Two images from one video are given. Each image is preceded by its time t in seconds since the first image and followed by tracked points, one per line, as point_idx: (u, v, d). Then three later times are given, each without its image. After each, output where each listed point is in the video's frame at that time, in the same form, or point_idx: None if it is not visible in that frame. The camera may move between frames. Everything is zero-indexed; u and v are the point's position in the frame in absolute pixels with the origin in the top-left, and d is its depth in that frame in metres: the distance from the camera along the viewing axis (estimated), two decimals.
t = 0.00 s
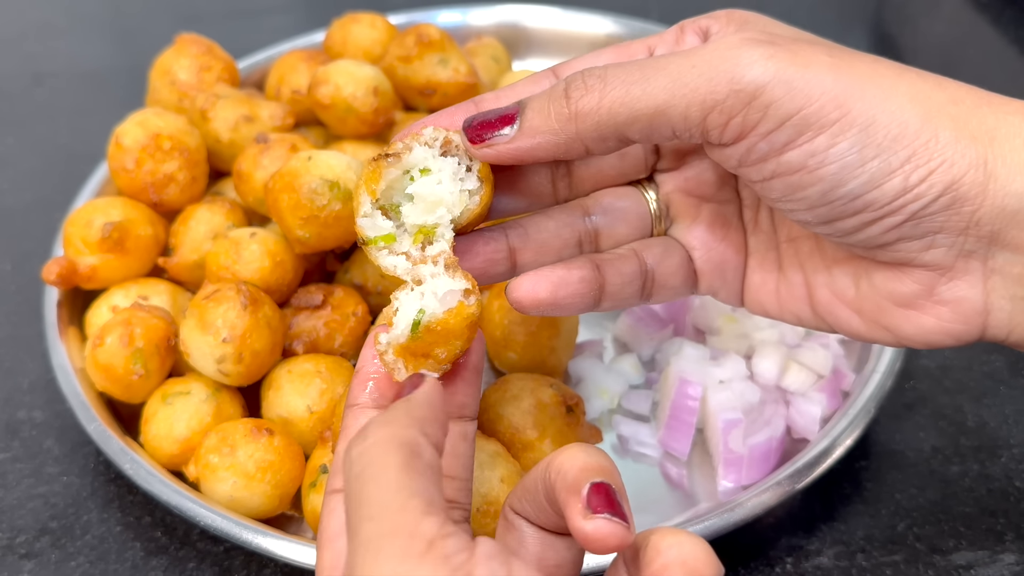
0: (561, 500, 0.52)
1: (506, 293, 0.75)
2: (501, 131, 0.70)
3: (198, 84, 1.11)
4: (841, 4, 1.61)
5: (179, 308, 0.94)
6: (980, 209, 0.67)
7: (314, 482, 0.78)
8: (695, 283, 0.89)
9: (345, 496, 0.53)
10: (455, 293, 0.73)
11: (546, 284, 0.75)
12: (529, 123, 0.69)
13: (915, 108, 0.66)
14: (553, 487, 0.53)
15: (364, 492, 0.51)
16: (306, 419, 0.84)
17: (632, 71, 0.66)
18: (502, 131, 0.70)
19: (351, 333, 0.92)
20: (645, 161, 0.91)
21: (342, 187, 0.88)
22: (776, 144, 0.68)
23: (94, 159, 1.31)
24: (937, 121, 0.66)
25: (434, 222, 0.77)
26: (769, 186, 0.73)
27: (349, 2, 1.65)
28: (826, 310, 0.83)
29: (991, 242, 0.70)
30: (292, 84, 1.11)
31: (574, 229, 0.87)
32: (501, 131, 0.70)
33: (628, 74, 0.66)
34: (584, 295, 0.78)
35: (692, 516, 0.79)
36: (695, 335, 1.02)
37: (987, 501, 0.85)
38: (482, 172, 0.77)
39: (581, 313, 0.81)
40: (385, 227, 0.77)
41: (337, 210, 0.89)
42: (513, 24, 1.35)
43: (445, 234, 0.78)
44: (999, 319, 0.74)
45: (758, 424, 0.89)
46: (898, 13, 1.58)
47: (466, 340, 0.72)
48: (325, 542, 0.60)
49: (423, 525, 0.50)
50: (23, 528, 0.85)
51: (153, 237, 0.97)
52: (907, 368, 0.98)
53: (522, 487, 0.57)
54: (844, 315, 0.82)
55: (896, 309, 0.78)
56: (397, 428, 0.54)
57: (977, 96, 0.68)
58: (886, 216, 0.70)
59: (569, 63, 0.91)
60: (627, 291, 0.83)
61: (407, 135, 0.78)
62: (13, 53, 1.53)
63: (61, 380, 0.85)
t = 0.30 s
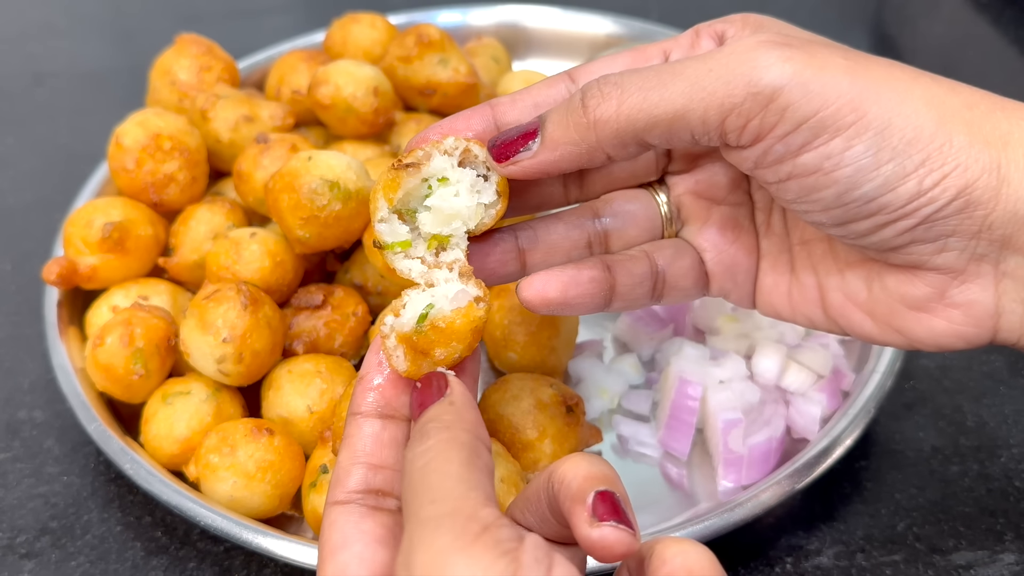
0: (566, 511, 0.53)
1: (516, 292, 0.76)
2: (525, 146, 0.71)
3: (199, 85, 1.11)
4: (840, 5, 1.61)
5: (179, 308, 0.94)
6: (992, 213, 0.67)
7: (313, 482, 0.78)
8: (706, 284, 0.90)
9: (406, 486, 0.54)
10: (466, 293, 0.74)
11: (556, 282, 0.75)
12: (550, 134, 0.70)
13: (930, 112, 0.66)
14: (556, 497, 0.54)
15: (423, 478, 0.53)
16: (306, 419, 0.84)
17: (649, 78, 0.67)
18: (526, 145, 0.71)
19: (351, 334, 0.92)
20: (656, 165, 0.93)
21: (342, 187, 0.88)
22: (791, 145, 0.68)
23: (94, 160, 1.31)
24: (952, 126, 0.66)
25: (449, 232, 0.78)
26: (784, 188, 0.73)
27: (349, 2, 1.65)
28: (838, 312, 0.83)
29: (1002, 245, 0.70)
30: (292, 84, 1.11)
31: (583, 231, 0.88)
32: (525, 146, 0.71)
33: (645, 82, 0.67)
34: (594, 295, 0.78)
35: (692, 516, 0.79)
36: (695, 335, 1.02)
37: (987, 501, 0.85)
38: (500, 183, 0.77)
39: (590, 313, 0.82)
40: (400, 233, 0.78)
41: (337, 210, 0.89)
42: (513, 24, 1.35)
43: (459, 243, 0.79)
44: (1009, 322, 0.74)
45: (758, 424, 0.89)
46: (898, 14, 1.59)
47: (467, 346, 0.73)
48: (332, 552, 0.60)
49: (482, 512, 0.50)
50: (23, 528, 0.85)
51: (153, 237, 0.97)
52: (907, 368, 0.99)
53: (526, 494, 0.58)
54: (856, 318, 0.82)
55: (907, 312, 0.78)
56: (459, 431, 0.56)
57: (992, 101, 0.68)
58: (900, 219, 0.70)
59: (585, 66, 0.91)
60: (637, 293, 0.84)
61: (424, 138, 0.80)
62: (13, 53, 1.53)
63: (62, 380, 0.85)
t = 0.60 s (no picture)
0: (578, 514, 0.53)
1: (520, 291, 0.77)
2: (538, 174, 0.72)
3: (199, 85, 1.11)
4: (840, 5, 1.61)
5: (179, 308, 0.94)
6: (1006, 219, 0.67)
7: (314, 482, 0.78)
8: (711, 288, 0.90)
9: (432, 484, 0.54)
10: (472, 288, 0.76)
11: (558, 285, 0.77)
12: (567, 161, 0.71)
13: (944, 120, 0.65)
14: (568, 499, 0.55)
15: (450, 476, 0.53)
16: (306, 418, 0.84)
17: (664, 100, 0.67)
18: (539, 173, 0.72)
19: (351, 333, 0.92)
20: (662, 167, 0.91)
21: (342, 188, 0.88)
22: (807, 157, 0.68)
23: (93, 160, 1.31)
24: (965, 134, 0.65)
25: (456, 250, 0.80)
26: (799, 197, 0.73)
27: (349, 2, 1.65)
28: (849, 317, 0.83)
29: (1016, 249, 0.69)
30: (292, 84, 1.11)
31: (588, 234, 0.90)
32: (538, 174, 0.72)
33: (658, 106, 0.67)
34: (598, 296, 0.80)
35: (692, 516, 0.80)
36: (695, 335, 1.02)
37: (987, 501, 0.85)
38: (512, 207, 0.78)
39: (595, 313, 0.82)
40: (412, 248, 0.78)
41: (337, 210, 0.89)
42: (513, 24, 1.35)
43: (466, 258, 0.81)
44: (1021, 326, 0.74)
45: (758, 424, 0.89)
46: (898, 14, 1.59)
47: (473, 340, 0.73)
48: (344, 553, 0.60)
49: (509, 512, 0.50)
50: (23, 528, 0.85)
51: (153, 237, 0.97)
52: (907, 368, 0.99)
53: (536, 498, 0.60)
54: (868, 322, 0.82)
55: (920, 317, 0.78)
56: (485, 430, 0.55)
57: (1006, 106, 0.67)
58: (912, 228, 0.70)
59: (597, 68, 0.90)
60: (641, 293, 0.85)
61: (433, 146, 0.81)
62: (14, 53, 1.53)
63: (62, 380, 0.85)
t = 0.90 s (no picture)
0: (595, 540, 0.53)
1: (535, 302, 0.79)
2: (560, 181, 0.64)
3: (199, 84, 1.11)
4: (840, 5, 1.61)
5: (179, 308, 0.94)
6: None
7: (314, 482, 0.78)
8: (727, 296, 0.90)
9: (449, 505, 0.54)
10: (485, 300, 0.74)
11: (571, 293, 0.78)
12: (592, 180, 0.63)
13: (978, 136, 0.62)
14: (584, 523, 0.55)
15: (467, 500, 0.52)
16: (306, 418, 0.84)
17: (693, 128, 0.61)
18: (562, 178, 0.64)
19: (351, 333, 0.92)
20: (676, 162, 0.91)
21: (342, 187, 0.88)
22: (840, 179, 0.64)
23: (93, 159, 1.31)
24: (1003, 147, 0.62)
25: (471, 251, 0.79)
26: (829, 219, 0.70)
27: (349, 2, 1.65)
28: (877, 329, 0.80)
29: None
30: (292, 84, 1.11)
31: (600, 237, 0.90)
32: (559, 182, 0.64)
33: (687, 135, 0.61)
34: (613, 305, 0.82)
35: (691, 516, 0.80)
36: (694, 335, 1.01)
37: (987, 501, 0.85)
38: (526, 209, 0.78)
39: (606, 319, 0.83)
40: (427, 248, 0.78)
41: (337, 210, 0.89)
42: (513, 24, 1.35)
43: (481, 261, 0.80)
44: None
45: (758, 424, 0.89)
46: (898, 14, 1.59)
47: (483, 355, 0.71)
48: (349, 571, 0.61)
49: (529, 536, 0.50)
50: (23, 528, 0.85)
51: (153, 237, 0.97)
52: (907, 368, 0.98)
53: (549, 518, 0.59)
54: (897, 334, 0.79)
55: (954, 328, 0.75)
56: (503, 452, 0.55)
57: None
58: (948, 244, 0.67)
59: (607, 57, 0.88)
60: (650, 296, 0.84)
61: (444, 131, 0.81)
62: (14, 53, 1.53)
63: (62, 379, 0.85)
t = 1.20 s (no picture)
0: (615, 539, 0.53)
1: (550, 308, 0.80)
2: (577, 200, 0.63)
3: (198, 85, 1.11)
4: (840, 5, 1.61)
5: (179, 308, 0.94)
6: None
7: (314, 482, 0.78)
8: (742, 299, 0.90)
9: (472, 499, 0.54)
10: (508, 295, 0.74)
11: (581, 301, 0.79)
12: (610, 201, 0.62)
13: (994, 150, 0.61)
14: (604, 521, 0.55)
15: (492, 494, 0.52)
16: (306, 419, 0.84)
17: (708, 148, 0.61)
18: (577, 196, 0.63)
19: (351, 333, 0.92)
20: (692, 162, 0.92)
21: (342, 187, 0.88)
22: (857, 197, 0.64)
23: (93, 159, 1.31)
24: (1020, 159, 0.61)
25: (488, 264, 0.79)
26: (846, 233, 0.70)
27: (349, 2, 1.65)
28: (894, 332, 0.80)
29: None
30: (292, 84, 1.11)
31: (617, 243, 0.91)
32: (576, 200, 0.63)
33: (705, 156, 0.60)
34: (627, 310, 0.82)
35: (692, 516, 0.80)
36: (694, 335, 1.01)
37: (987, 501, 0.85)
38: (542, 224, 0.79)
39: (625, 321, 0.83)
40: (445, 254, 0.79)
41: (337, 210, 0.89)
42: (513, 24, 1.35)
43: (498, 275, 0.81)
44: None
45: (758, 424, 0.89)
46: (898, 14, 1.59)
47: (504, 349, 0.71)
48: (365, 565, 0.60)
49: (554, 532, 0.50)
50: (23, 528, 0.85)
51: (153, 237, 0.97)
52: (907, 368, 0.98)
53: (569, 515, 0.59)
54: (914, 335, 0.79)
55: (972, 335, 0.75)
56: (527, 446, 0.54)
57: None
58: (965, 257, 0.67)
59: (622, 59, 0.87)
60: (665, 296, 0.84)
61: (458, 132, 0.82)
62: (13, 53, 1.53)
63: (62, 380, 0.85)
